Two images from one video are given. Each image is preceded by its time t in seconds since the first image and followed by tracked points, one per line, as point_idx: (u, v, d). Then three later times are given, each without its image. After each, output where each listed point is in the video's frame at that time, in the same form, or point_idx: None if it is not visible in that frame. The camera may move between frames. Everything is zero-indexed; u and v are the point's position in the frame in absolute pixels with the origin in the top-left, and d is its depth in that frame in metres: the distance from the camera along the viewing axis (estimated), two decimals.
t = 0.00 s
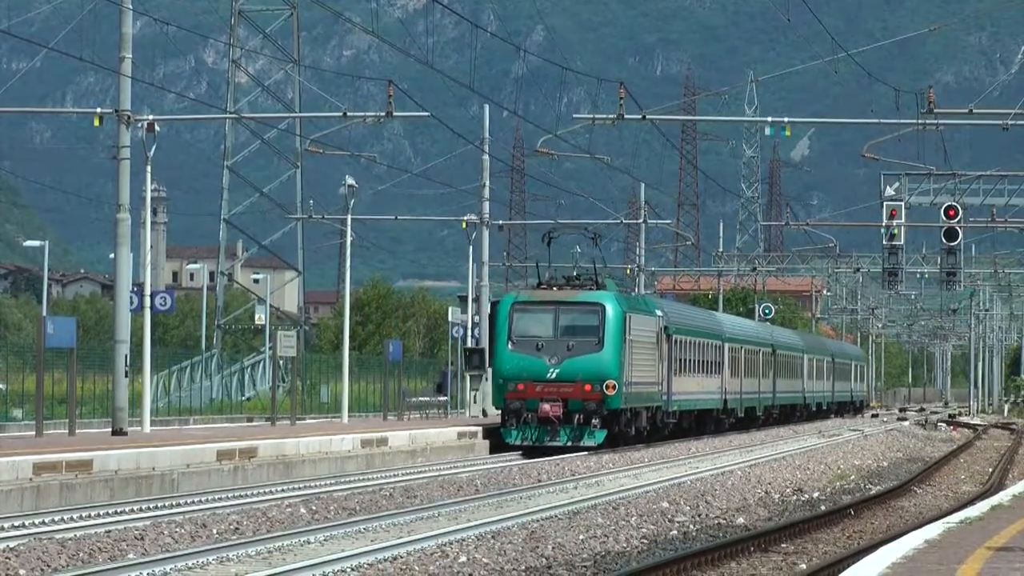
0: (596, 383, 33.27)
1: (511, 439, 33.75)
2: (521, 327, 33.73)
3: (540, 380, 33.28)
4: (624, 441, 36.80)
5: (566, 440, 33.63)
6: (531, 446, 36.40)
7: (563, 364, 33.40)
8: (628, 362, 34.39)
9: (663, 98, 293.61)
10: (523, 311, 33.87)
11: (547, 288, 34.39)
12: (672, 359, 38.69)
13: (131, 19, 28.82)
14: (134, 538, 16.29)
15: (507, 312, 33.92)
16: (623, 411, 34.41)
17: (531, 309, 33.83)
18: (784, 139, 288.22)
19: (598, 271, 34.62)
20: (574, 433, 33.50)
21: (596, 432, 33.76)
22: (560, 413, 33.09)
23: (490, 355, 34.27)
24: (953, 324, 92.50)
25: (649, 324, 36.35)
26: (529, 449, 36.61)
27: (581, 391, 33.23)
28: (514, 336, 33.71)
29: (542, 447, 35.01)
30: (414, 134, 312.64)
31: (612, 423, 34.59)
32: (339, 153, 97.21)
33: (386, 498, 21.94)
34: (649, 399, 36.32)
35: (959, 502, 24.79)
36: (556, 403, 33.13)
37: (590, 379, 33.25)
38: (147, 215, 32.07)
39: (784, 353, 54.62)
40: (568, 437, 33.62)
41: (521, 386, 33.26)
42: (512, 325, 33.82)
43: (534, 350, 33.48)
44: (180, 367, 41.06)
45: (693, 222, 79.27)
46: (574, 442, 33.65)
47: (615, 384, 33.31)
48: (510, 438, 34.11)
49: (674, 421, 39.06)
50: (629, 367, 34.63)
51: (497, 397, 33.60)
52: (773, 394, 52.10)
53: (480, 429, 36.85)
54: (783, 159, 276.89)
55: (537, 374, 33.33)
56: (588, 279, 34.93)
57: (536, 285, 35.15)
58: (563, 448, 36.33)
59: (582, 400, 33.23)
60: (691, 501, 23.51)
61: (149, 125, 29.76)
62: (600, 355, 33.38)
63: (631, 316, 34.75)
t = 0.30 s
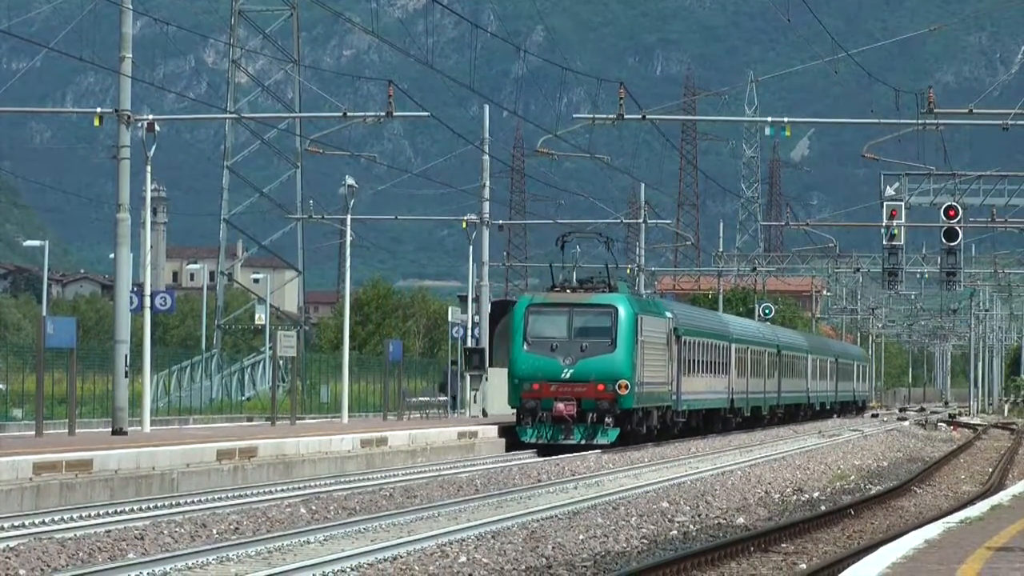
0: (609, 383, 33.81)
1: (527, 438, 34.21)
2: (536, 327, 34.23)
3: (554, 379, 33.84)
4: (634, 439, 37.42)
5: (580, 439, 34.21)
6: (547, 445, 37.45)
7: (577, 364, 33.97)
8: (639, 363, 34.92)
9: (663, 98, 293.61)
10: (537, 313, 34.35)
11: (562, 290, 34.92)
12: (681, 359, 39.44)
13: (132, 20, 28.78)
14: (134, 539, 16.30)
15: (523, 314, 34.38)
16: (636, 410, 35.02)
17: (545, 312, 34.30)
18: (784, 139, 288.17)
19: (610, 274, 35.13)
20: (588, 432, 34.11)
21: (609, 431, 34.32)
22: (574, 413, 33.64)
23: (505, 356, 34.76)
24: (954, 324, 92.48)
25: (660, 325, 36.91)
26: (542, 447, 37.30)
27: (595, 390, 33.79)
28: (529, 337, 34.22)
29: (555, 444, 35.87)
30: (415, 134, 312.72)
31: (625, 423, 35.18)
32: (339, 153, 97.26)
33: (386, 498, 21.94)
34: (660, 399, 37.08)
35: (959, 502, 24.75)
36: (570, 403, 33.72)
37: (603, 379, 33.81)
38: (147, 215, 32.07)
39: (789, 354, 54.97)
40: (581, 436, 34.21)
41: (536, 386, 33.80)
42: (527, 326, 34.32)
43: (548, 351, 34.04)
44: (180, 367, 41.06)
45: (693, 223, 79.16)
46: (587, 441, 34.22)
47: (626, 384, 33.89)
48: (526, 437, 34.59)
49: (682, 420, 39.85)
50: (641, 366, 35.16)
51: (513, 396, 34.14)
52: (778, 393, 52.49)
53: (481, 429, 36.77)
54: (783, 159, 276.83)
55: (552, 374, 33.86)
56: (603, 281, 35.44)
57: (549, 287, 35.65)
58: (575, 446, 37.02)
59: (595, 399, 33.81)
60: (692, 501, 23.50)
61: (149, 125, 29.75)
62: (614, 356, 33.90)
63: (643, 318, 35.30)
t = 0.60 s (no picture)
0: (621, 383, 35.03)
1: (540, 436, 35.50)
2: (551, 329, 35.50)
3: (569, 380, 35.09)
4: (645, 438, 38.43)
5: (594, 437, 35.47)
6: (559, 442, 38.59)
7: (590, 365, 35.23)
8: (650, 363, 36.10)
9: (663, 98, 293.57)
10: (551, 315, 35.64)
11: (576, 294, 36.22)
12: (689, 360, 40.39)
13: (132, 20, 28.81)
14: (134, 539, 16.30)
15: (538, 317, 35.69)
16: (648, 409, 36.11)
17: (560, 313, 35.58)
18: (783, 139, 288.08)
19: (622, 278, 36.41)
20: (601, 430, 35.39)
21: (621, 430, 35.54)
22: (588, 413, 34.91)
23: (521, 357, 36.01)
24: (955, 324, 92.47)
25: (669, 327, 38.01)
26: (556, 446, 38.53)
27: (608, 390, 35.03)
28: (544, 339, 35.48)
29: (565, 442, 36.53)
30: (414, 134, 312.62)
31: (637, 421, 36.23)
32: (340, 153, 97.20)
33: (386, 499, 21.95)
34: (669, 398, 38.07)
35: (959, 502, 24.72)
36: (584, 402, 34.97)
37: (616, 379, 35.02)
38: (148, 215, 32.12)
39: (794, 355, 55.48)
40: (595, 434, 35.46)
41: (551, 386, 35.06)
42: (542, 328, 35.58)
43: (562, 352, 35.31)
44: (180, 367, 41.08)
45: (693, 223, 79.05)
46: (601, 439, 35.48)
47: (638, 384, 35.08)
48: (540, 435, 35.88)
49: (691, 420, 40.70)
50: (652, 368, 36.35)
51: (527, 395, 35.40)
52: (782, 393, 52.94)
53: (482, 429, 36.92)
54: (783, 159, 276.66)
55: (567, 375, 35.14)
56: (615, 285, 36.76)
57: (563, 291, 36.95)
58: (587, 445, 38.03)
59: (608, 399, 35.04)
60: (691, 501, 23.52)
61: (149, 125, 29.76)
62: (626, 357, 35.13)
63: (654, 320, 36.54)
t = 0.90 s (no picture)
0: (634, 383, 35.50)
1: (554, 436, 35.90)
2: (564, 332, 36.01)
3: (581, 380, 35.60)
4: (655, 437, 38.86)
5: (606, 436, 35.87)
6: (571, 443, 38.96)
7: (603, 366, 35.71)
8: (661, 364, 36.53)
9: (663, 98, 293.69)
10: (565, 317, 36.17)
11: (589, 296, 36.73)
12: (698, 361, 40.85)
13: (130, 20, 28.70)
14: (134, 539, 16.28)
15: (552, 320, 36.20)
16: (658, 409, 36.57)
17: (574, 316, 36.11)
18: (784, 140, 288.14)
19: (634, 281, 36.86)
20: (613, 430, 35.75)
21: (633, 430, 35.88)
22: (600, 412, 35.38)
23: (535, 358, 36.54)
24: (953, 324, 92.58)
25: (680, 329, 38.43)
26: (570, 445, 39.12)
27: (620, 390, 35.52)
28: (557, 341, 35.98)
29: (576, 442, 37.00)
30: (415, 134, 312.61)
31: (648, 420, 36.65)
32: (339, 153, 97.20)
33: (386, 498, 21.94)
34: (679, 398, 38.53)
35: (959, 502, 24.73)
36: (596, 402, 35.47)
37: (628, 379, 35.51)
38: (146, 216, 32.02)
39: (799, 356, 55.74)
40: (607, 433, 35.86)
41: (564, 387, 35.55)
42: (555, 330, 36.12)
43: (576, 353, 35.80)
44: (180, 367, 41.03)
45: (693, 223, 78.96)
46: (613, 437, 35.88)
47: (650, 385, 35.56)
48: (554, 435, 36.25)
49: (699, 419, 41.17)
50: (663, 369, 36.77)
51: (542, 396, 35.90)
52: (787, 392, 53.21)
53: (481, 429, 36.84)
54: (783, 159, 276.70)
55: (580, 375, 35.63)
56: (627, 288, 37.27)
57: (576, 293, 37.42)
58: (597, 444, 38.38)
59: (620, 399, 35.53)
60: (692, 501, 23.49)
61: (149, 125, 29.68)
62: (637, 359, 35.60)
63: (665, 322, 36.99)
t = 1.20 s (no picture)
0: (645, 383, 36.54)
1: (567, 434, 36.90)
2: (576, 333, 37.07)
3: (593, 380, 36.63)
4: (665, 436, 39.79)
5: (618, 434, 36.85)
6: (585, 440, 39.98)
7: (614, 365, 36.76)
8: (672, 364, 37.56)
9: (664, 98, 293.49)
10: (577, 319, 37.23)
11: (600, 299, 37.80)
12: (706, 362, 41.70)
13: (130, 19, 28.74)
14: (135, 539, 16.28)
15: (564, 321, 37.28)
16: (669, 409, 37.56)
17: (587, 318, 37.18)
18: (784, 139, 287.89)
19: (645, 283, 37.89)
20: (625, 429, 36.66)
21: (644, 428, 36.83)
22: (613, 410, 36.39)
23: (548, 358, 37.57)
24: (953, 324, 92.56)
25: (689, 330, 39.46)
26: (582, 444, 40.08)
27: (631, 390, 36.52)
28: (570, 341, 37.04)
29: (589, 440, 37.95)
30: (415, 134, 312.35)
31: (658, 419, 37.63)
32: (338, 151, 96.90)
33: (387, 498, 21.91)
34: (687, 398, 39.52)
35: (959, 502, 24.68)
36: (609, 402, 36.49)
37: (639, 379, 36.53)
38: (145, 216, 32.06)
39: (803, 357, 56.21)
40: (619, 431, 36.83)
41: (577, 386, 36.57)
42: (568, 331, 37.19)
43: (589, 353, 36.85)
44: (180, 367, 41.07)
45: (693, 222, 78.83)
46: (625, 435, 36.86)
47: (660, 384, 36.58)
48: (566, 434, 37.20)
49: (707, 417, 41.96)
50: (673, 368, 37.77)
51: (555, 396, 36.91)
52: (791, 393, 53.69)
53: (482, 428, 36.94)
54: (783, 159, 276.43)
55: (592, 375, 36.66)
56: (637, 291, 38.33)
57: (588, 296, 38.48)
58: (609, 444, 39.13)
59: (631, 398, 36.53)
60: (692, 501, 23.49)
61: (149, 125, 29.73)
62: (648, 359, 36.63)
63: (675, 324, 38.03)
